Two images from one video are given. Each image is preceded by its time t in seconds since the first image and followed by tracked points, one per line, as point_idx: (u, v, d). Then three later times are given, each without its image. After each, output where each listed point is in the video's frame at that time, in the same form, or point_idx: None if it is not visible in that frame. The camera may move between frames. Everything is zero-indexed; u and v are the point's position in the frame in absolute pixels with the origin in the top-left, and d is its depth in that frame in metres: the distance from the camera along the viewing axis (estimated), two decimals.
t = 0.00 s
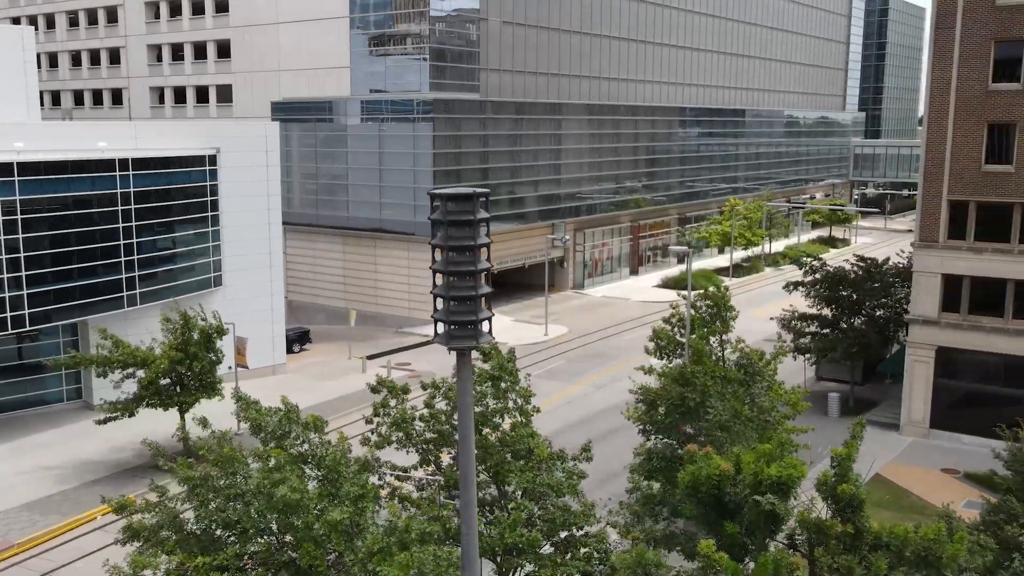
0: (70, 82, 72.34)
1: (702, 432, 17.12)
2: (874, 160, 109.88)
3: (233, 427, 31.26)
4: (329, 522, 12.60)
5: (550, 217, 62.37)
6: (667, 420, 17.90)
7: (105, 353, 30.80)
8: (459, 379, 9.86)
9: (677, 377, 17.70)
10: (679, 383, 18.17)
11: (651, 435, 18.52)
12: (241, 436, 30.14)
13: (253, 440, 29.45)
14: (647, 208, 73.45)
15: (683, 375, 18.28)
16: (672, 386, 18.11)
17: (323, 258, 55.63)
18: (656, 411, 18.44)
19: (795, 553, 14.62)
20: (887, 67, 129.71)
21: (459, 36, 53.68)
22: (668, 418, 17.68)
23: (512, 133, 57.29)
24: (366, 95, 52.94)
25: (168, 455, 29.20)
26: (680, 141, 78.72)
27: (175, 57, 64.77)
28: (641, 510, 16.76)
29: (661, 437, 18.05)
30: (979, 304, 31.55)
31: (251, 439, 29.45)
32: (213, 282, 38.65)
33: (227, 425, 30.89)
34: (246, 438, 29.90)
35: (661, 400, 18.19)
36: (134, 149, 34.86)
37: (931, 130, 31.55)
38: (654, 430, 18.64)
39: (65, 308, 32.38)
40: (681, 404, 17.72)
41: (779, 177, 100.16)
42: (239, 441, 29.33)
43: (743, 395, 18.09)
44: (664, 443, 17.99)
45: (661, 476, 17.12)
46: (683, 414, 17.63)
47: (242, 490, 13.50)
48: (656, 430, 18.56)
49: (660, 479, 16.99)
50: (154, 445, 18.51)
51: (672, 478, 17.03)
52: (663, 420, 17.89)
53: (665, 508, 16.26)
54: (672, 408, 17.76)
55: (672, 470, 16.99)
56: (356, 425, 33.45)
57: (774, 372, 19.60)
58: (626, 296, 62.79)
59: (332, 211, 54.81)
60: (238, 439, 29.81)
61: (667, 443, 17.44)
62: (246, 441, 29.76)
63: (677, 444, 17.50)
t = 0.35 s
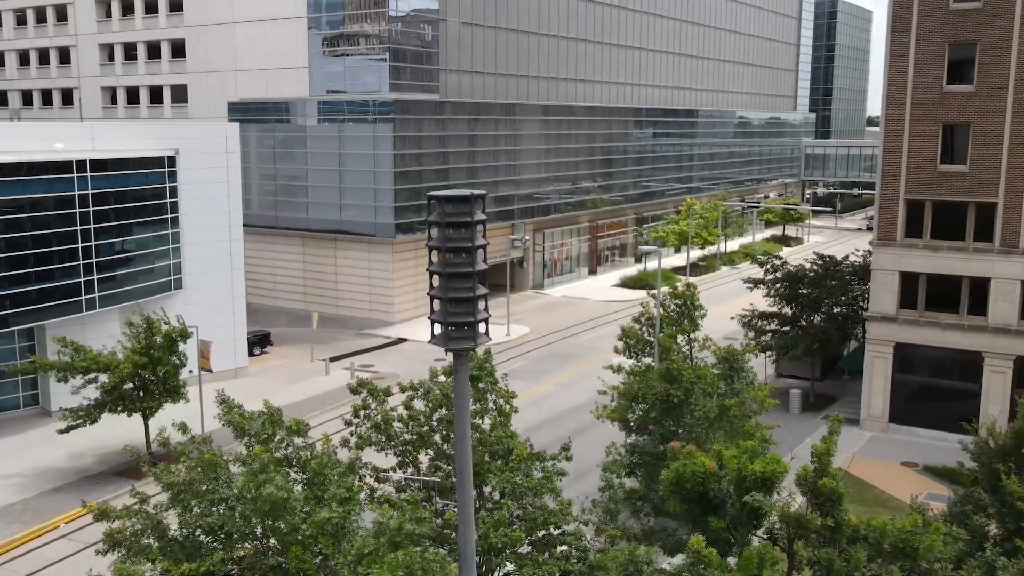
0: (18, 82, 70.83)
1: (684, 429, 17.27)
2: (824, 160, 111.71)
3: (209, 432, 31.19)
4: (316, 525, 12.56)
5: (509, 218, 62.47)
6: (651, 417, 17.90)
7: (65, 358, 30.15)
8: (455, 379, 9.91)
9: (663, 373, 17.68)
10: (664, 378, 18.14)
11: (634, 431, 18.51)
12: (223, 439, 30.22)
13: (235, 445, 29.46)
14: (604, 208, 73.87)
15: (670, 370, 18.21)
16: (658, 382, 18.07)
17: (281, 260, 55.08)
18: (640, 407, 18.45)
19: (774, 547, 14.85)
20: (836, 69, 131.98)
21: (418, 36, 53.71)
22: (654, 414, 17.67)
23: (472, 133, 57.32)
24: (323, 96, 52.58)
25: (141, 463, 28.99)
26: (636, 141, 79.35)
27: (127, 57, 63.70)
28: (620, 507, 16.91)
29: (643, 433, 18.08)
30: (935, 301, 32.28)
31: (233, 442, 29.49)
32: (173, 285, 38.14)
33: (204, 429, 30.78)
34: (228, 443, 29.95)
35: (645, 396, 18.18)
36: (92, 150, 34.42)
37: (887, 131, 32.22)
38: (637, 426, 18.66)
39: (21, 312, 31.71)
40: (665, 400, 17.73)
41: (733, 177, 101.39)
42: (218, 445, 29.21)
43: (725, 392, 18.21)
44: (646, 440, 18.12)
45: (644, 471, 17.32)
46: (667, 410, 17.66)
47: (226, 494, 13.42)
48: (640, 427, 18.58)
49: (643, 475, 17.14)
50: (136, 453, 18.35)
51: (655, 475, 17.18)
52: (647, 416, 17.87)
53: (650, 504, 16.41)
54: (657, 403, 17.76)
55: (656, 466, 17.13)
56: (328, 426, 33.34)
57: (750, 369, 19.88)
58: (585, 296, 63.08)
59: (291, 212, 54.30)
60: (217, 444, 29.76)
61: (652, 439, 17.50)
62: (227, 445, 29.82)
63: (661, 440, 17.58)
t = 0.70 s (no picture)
0: None
1: (665, 427, 17.39)
2: (781, 160, 113.23)
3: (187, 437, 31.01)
4: (306, 528, 12.51)
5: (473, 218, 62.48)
6: (632, 416, 17.95)
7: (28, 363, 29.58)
8: (452, 379, 9.95)
9: (644, 373, 17.71)
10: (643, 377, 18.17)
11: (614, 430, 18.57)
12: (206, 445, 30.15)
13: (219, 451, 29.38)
14: (566, 208, 74.16)
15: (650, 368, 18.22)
16: (638, 380, 18.09)
17: (243, 261, 54.49)
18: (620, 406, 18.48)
19: (755, 542, 15.07)
20: (791, 70, 133.85)
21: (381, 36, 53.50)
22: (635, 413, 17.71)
23: (435, 134, 57.24)
24: (284, 96, 52.19)
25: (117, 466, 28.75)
26: (597, 142, 79.78)
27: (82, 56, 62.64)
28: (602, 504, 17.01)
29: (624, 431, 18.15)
30: (897, 298, 32.88)
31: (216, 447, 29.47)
32: (136, 287, 37.59)
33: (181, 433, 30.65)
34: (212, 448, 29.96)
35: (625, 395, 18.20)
36: (51, 151, 33.86)
37: (850, 132, 32.79)
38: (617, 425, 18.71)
39: None
40: (646, 399, 17.73)
41: (692, 176, 102.34)
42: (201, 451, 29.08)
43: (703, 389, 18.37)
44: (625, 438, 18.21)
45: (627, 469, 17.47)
46: (648, 409, 17.69)
47: (212, 499, 13.32)
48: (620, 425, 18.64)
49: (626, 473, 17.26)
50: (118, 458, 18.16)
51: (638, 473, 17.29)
52: (629, 415, 17.91)
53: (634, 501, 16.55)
54: (638, 403, 17.77)
55: (638, 464, 17.24)
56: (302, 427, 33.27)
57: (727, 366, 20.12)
58: (550, 296, 63.21)
59: (253, 214, 53.77)
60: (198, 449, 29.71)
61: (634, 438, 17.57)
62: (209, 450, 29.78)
63: (641, 439, 17.67)
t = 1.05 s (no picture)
0: None
1: (643, 426, 17.55)
2: (735, 160, 114.60)
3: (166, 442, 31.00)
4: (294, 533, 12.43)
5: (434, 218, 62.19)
6: (608, 418, 17.93)
7: None
8: (448, 381, 9.99)
9: (619, 373, 17.69)
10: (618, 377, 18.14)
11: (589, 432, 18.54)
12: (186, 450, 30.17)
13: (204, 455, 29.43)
14: (524, 208, 74.28)
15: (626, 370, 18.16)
16: (612, 381, 18.04)
17: (201, 264, 53.80)
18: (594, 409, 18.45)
19: (735, 537, 15.27)
20: (743, 71, 135.57)
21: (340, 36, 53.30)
22: (610, 414, 17.69)
23: (396, 134, 57.09)
24: (240, 96, 51.59)
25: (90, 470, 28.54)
26: (554, 142, 80.11)
27: (32, 55, 61.40)
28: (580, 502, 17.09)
29: (600, 432, 18.17)
30: (856, 296, 33.53)
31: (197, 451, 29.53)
32: (94, 291, 36.92)
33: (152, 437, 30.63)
34: (192, 451, 30.09)
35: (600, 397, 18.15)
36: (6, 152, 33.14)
37: (809, 132, 33.33)
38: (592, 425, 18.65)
39: None
40: (623, 400, 17.70)
41: (648, 177, 103.17)
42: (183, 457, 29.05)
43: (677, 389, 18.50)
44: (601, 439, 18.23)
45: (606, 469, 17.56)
46: (624, 409, 17.68)
47: (199, 506, 13.20)
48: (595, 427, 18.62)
49: (605, 474, 17.31)
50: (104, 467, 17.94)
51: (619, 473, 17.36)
52: (604, 417, 17.88)
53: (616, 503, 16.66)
54: (614, 405, 17.74)
55: (616, 465, 17.27)
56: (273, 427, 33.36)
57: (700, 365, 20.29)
58: (511, 296, 63.29)
59: (210, 215, 53.12)
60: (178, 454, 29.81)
61: (611, 438, 17.59)
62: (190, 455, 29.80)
63: (619, 439, 17.71)
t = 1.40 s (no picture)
0: None
1: (623, 424, 17.65)
2: (694, 160, 115.58)
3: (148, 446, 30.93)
4: (284, 537, 12.35)
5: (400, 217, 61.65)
6: (589, 418, 17.98)
7: None
8: (443, 381, 10.01)
9: (600, 373, 17.75)
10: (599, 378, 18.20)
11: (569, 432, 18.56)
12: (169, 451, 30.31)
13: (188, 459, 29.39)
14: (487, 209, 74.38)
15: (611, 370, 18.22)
16: (592, 381, 18.11)
17: (164, 265, 53.08)
18: (574, 410, 18.48)
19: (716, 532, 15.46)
20: (701, 72, 136.88)
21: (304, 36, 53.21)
22: (592, 413, 17.75)
23: (360, 135, 56.90)
24: (199, 96, 51.06)
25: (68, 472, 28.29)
26: (516, 142, 80.25)
27: None
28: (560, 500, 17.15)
29: (581, 432, 18.22)
30: (821, 294, 34.04)
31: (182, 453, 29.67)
32: (56, 294, 36.22)
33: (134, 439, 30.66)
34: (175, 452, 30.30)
35: (580, 397, 18.21)
36: None
37: (774, 132, 33.75)
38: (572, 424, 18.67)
39: None
40: (604, 399, 17.78)
41: (609, 177, 103.58)
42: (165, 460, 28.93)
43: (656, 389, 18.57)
44: (582, 438, 18.28)
45: (588, 467, 17.66)
46: (606, 409, 17.76)
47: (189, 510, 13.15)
48: (576, 427, 18.67)
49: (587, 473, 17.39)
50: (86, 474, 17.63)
51: (602, 472, 17.42)
52: (585, 417, 17.94)
53: (601, 501, 16.75)
54: (596, 405, 17.81)
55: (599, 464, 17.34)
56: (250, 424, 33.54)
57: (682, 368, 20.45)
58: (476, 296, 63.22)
59: (171, 217, 52.46)
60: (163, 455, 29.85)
61: (593, 438, 17.67)
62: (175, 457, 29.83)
63: (600, 438, 17.77)
